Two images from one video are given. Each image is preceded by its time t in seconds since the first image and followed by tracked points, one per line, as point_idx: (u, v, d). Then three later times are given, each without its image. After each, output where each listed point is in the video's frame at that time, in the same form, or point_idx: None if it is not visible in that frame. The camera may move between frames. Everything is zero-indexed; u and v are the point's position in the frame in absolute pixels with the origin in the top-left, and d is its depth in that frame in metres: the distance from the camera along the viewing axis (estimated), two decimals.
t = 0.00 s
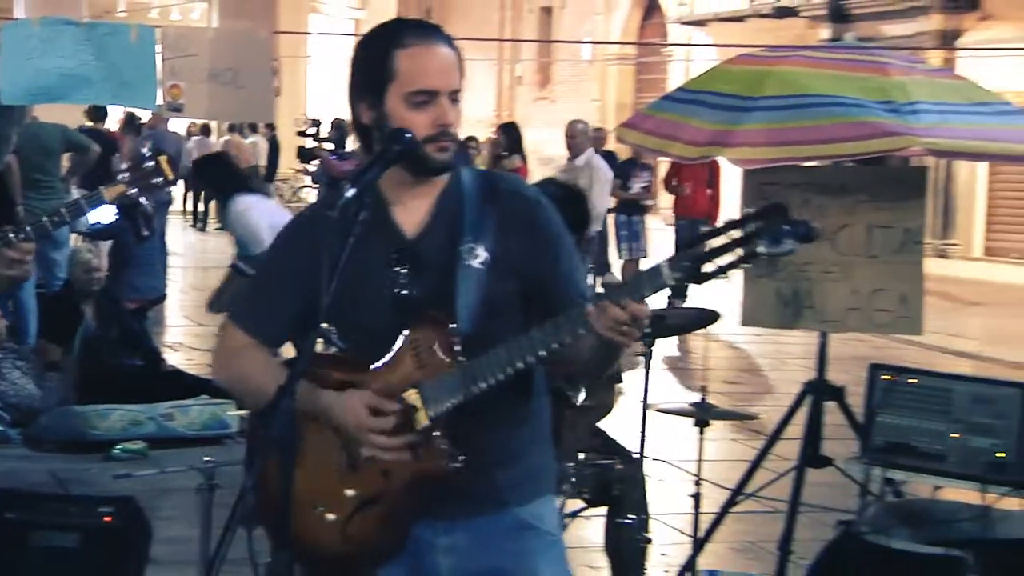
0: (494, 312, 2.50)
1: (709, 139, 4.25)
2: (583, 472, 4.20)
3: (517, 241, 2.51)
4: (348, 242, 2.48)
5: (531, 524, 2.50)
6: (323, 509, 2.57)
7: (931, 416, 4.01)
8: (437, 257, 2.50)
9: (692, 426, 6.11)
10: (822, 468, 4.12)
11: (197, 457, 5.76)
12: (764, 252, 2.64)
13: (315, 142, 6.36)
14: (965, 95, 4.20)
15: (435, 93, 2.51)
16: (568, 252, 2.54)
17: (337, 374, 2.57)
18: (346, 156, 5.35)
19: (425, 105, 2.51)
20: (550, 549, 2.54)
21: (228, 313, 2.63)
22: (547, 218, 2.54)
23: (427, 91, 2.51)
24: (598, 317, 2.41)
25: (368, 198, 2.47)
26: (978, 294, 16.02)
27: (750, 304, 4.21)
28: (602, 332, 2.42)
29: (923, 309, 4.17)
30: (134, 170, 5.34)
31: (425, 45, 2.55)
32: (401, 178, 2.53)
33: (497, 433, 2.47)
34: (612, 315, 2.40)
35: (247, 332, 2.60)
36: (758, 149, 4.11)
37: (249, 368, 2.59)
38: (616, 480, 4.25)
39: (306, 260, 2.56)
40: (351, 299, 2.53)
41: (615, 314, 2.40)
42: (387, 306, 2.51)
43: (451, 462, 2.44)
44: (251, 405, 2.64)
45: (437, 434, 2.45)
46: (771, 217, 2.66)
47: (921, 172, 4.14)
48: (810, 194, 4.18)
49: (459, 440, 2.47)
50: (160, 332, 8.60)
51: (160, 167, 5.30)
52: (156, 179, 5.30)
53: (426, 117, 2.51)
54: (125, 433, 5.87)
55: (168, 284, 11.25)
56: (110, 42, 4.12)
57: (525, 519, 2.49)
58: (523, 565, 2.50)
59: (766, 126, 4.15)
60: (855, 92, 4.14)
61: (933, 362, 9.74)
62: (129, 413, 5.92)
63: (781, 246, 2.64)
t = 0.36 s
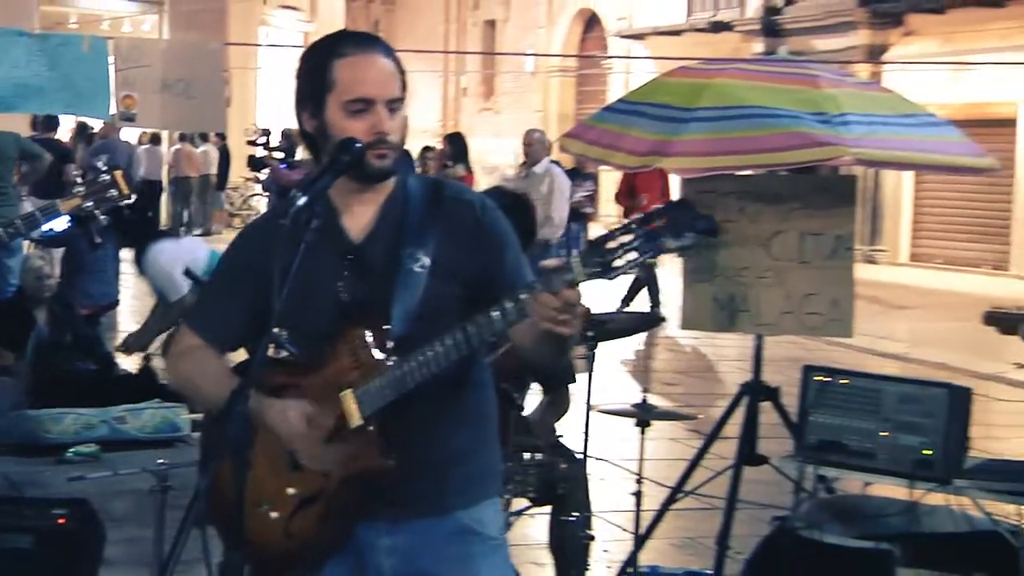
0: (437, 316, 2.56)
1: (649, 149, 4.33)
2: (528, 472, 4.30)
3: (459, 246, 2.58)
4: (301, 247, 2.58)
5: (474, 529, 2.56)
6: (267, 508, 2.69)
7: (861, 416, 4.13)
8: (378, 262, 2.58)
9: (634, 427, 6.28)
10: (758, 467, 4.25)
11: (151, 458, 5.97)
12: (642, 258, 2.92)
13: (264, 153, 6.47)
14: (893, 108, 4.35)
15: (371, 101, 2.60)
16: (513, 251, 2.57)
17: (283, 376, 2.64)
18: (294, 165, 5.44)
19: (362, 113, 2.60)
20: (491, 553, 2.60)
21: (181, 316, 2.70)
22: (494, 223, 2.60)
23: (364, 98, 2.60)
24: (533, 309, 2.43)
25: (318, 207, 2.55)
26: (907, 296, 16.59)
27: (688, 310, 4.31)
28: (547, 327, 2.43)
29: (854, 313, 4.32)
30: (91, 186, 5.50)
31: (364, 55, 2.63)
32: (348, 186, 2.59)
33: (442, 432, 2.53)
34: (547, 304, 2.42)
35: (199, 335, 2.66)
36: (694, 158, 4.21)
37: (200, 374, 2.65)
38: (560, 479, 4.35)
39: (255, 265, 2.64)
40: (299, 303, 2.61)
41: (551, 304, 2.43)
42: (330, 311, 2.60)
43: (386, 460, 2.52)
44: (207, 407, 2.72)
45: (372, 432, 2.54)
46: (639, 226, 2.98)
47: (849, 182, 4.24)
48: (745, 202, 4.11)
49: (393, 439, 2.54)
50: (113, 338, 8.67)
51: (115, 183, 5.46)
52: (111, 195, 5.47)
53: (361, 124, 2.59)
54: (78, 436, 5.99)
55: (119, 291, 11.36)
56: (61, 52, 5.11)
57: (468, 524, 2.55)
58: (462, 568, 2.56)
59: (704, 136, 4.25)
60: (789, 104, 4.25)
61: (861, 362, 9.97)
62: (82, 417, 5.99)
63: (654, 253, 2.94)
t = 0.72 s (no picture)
0: (392, 326, 2.58)
1: (596, 160, 4.50)
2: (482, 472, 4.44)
3: (414, 258, 2.61)
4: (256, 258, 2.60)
5: (429, 532, 2.57)
6: (228, 513, 2.64)
7: (800, 417, 4.30)
8: (335, 274, 2.60)
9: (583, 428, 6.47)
10: (703, 467, 4.40)
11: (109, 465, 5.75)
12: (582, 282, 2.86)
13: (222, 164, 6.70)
14: (827, 121, 4.52)
15: (318, 115, 2.61)
16: (467, 266, 2.64)
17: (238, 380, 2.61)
18: (252, 177, 5.62)
19: (310, 127, 2.61)
20: (447, 557, 2.62)
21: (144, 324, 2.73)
22: (448, 235, 2.65)
23: (310, 114, 2.61)
24: (475, 316, 2.51)
25: (275, 218, 2.58)
26: (846, 302, 17.03)
27: (635, 316, 4.43)
28: (473, 331, 2.49)
29: (794, 318, 4.42)
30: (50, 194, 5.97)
31: (315, 69, 2.65)
32: (303, 200, 2.62)
33: (398, 438, 2.55)
34: (487, 311, 2.50)
35: (160, 341, 2.69)
36: (641, 170, 4.35)
37: (161, 380, 2.69)
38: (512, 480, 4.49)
39: (215, 276, 2.68)
40: (257, 313, 2.62)
41: (489, 312, 2.51)
42: (287, 320, 2.61)
43: (339, 468, 2.53)
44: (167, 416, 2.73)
45: (326, 441, 2.54)
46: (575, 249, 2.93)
47: (786, 193, 4.36)
48: (688, 211, 4.32)
49: (348, 448, 2.56)
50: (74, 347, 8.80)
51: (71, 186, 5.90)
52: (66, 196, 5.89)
53: (310, 137, 2.60)
54: (39, 443, 6.02)
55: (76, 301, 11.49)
56: (24, 71, 5.72)
57: (423, 527, 2.57)
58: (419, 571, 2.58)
59: (649, 148, 4.40)
60: (727, 117, 4.41)
61: (801, 366, 10.21)
62: (43, 424, 6.04)
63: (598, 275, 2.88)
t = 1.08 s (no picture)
0: (355, 336, 2.73)
1: (546, 171, 4.62)
2: (438, 474, 4.62)
3: (372, 269, 2.76)
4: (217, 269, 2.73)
5: (392, 528, 2.70)
6: (194, 519, 2.74)
7: (744, 416, 4.47)
8: (297, 287, 2.73)
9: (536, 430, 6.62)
10: (651, 465, 4.55)
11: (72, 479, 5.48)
12: (591, 307, 2.66)
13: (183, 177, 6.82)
14: (767, 130, 4.67)
15: (261, 124, 2.73)
16: (423, 278, 2.78)
17: (200, 391, 2.74)
18: (212, 190, 5.77)
19: (256, 138, 2.74)
20: (411, 551, 2.74)
21: (107, 337, 2.85)
22: (404, 245, 2.79)
23: (254, 124, 2.74)
24: (460, 344, 2.57)
25: (233, 230, 2.72)
26: (795, 305, 17.43)
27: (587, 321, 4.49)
28: (464, 359, 2.58)
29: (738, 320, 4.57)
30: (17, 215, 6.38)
31: (263, 84, 2.76)
32: (261, 213, 2.75)
33: (363, 440, 2.69)
34: (469, 340, 2.56)
35: (124, 354, 2.82)
36: (584, 181, 4.47)
37: (126, 391, 2.81)
38: (468, 480, 4.64)
39: (175, 288, 2.81)
40: (219, 325, 2.75)
41: (473, 339, 2.56)
42: (252, 330, 2.74)
43: (311, 477, 2.66)
44: (131, 424, 2.86)
45: (300, 455, 2.66)
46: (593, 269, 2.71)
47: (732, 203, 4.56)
48: (636, 219, 4.55)
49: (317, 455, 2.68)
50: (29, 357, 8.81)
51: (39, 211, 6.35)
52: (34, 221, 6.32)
53: (256, 148, 2.73)
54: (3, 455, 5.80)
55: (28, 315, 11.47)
56: None
57: (387, 523, 2.70)
58: (385, 566, 2.69)
59: (595, 158, 4.51)
60: (673, 128, 4.53)
61: (746, 367, 10.45)
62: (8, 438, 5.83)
63: (607, 302, 2.66)
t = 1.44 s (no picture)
0: (331, 338, 2.84)
1: (509, 177, 4.72)
2: (405, 471, 4.80)
3: (344, 272, 2.86)
4: (188, 272, 2.79)
5: (362, 518, 2.81)
6: (174, 518, 2.83)
7: (701, 413, 4.62)
8: (272, 291, 2.81)
9: (500, 427, 6.77)
10: (611, 461, 4.68)
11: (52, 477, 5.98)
12: (575, 308, 2.60)
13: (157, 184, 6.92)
14: (722, 138, 4.81)
15: (228, 133, 2.81)
16: (392, 282, 2.90)
17: (175, 393, 2.83)
18: (186, 196, 5.94)
19: (222, 146, 2.82)
20: (383, 541, 2.85)
21: (79, 342, 2.92)
22: (374, 248, 2.89)
23: (221, 132, 2.82)
24: (448, 347, 2.54)
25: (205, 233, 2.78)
26: (757, 306, 17.76)
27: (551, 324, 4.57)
28: (448, 359, 2.55)
29: (695, 320, 4.72)
30: None
31: (229, 92, 2.85)
32: (234, 218, 2.83)
33: (338, 435, 2.79)
34: (457, 342, 2.53)
35: (97, 359, 2.89)
36: (543, 186, 4.59)
37: (96, 394, 2.88)
38: (434, 476, 4.81)
39: (145, 291, 2.87)
40: (193, 328, 2.83)
41: (461, 341, 2.53)
42: (228, 332, 2.82)
43: (294, 477, 2.75)
44: (101, 425, 2.92)
45: (282, 454, 2.75)
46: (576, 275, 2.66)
47: (687, 205, 4.70)
48: (596, 224, 4.73)
49: (298, 454, 2.77)
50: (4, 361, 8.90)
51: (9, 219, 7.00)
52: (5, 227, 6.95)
53: (224, 155, 2.81)
54: None
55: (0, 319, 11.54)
56: None
57: (358, 514, 2.81)
58: (361, 555, 2.79)
59: (555, 165, 4.63)
60: (632, 135, 4.66)
61: (705, 366, 10.63)
62: None
63: (592, 304, 2.61)
